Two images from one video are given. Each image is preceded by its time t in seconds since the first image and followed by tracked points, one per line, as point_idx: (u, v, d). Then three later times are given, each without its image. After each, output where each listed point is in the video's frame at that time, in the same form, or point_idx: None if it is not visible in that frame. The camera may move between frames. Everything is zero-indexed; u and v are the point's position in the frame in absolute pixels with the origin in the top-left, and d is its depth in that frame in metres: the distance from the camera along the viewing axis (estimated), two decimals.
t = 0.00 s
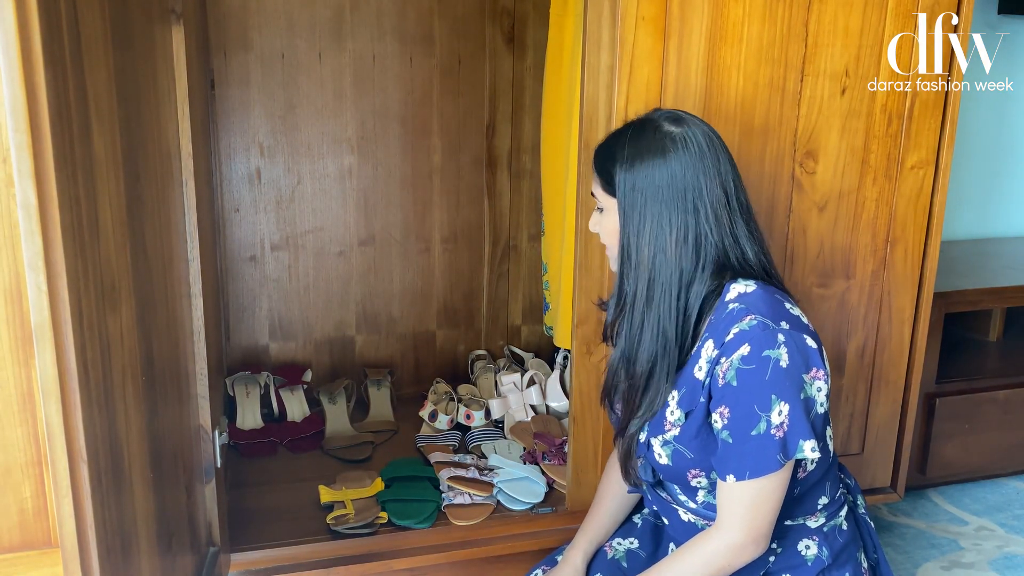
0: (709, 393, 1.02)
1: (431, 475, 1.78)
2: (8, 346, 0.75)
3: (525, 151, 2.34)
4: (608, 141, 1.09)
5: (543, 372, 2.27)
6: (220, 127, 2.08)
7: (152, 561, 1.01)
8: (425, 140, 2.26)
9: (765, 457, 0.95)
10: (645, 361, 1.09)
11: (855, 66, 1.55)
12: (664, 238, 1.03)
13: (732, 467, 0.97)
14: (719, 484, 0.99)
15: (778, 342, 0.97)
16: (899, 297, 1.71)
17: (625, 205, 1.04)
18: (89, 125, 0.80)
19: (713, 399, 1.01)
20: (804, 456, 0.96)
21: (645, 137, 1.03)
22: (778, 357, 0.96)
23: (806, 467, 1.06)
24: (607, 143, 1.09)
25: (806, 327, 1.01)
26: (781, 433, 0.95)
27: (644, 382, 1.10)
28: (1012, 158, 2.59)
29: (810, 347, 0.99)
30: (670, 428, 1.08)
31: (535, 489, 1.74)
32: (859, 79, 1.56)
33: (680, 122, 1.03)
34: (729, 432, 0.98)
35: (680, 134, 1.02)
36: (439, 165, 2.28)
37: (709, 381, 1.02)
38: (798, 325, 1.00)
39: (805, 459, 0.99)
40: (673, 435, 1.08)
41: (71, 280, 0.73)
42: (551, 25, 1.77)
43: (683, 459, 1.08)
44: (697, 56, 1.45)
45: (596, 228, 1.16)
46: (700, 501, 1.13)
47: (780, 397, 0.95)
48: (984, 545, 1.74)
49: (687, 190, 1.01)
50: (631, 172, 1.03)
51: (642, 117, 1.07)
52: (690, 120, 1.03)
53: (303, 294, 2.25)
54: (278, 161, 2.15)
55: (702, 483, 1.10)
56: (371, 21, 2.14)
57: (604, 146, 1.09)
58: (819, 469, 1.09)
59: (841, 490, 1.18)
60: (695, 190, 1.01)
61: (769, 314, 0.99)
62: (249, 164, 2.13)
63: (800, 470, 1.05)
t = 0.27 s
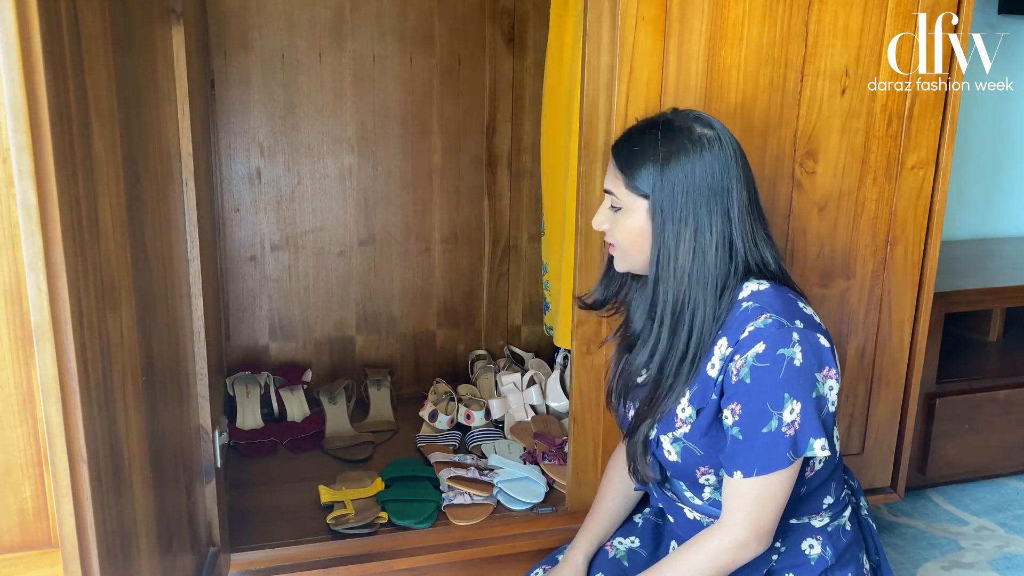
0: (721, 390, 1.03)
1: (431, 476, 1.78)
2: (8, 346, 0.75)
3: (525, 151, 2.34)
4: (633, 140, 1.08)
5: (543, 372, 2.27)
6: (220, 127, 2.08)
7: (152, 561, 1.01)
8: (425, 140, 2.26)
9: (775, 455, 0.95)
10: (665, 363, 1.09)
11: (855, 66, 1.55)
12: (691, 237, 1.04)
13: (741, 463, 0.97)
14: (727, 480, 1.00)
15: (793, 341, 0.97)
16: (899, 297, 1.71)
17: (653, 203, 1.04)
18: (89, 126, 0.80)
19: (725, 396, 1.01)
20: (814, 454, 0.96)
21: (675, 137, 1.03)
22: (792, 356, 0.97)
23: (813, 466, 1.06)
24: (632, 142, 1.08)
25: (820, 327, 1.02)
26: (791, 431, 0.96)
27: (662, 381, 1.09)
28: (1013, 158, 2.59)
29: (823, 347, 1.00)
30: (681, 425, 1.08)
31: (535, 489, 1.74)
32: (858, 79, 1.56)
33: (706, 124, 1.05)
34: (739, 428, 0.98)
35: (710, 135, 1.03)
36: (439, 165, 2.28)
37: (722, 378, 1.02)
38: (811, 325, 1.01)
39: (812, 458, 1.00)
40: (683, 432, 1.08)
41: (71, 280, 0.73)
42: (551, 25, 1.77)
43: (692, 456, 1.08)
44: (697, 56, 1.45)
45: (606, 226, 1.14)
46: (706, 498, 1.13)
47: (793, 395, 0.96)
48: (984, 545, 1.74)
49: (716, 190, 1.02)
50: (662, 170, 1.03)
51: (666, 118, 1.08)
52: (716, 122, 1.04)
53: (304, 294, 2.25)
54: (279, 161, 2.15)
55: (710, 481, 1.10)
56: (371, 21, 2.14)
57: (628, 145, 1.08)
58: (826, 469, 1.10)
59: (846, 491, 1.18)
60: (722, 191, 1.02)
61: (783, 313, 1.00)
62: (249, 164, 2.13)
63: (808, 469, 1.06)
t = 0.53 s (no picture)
0: (721, 382, 1.03)
1: (431, 476, 1.78)
2: (7, 346, 0.75)
3: (525, 151, 2.34)
4: (649, 131, 1.08)
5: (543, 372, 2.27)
6: (220, 127, 2.08)
7: (153, 561, 1.01)
8: (425, 140, 2.26)
9: (772, 448, 0.95)
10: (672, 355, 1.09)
11: (855, 66, 1.55)
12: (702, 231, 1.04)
13: (737, 456, 0.98)
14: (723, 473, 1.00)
15: (793, 334, 0.97)
16: (899, 297, 1.71)
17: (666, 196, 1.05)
18: (89, 126, 0.80)
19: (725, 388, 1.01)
20: (812, 449, 0.96)
21: (691, 130, 1.03)
22: (792, 349, 0.97)
23: (813, 464, 1.07)
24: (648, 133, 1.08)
25: (821, 323, 1.02)
26: (789, 425, 0.96)
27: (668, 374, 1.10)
28: (1013, 158, 2.59)
29: (824, 342, 1.00)
30: (680, 417, 1.08)
31: (535, 489, 1.74)
32: (859, 79, 1.56)
33: (723, 118, 1.05)
34: (737, 420, 0.98)
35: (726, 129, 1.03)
36: (439, 165, 2.29)
37: (722, 370, 1.03)
38: (813, 320, 1.01)
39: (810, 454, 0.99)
40: (681, 424, 1.08)
41: (71, 280, 0.73)
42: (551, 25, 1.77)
43: (690, 449, 1.08)
44: (697, 56, 1.45)
45: (618, 215, 1.14)
46: (706, 495, 1.13)
47: (791, 388, 0.96)
48: (984, 545, 1.74)
49: (728, 184, 1.02)
50: (676, 162, 1.03)
51: (683, 110, 1.08)
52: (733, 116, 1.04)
53: (304, 294, 2.25)
54: (279, 161, 2.15)
55: (708, 476, 1.10)
56: (371, 21, 2.14)
57: (643, 136, 1.09)
58: (826, 467, 1.10)
59: (847, 492, 1.18)
60: (735, 185, 1.03)
61: (785, 307, 1.00)
62: (249, 164, 2.13)
63: (807, 467, 1.06)
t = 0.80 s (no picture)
0: (725, 380, 1.03)
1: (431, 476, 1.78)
2: (8, 347, 0.75)
3: (525, 151, 2.34)
4: (647, 131, 1.08)
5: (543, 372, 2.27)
6: (220, 127, 2.08)
7: (153, 561, 1.01)
8: (425, 140, 2.26)
9: (776, 447, 0.95)
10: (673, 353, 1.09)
11: (855, 66, 1.55)
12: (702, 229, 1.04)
13: (741, 455, 0.98)
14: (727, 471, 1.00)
15: (800, 335, 0.97)
16: (899, 297, 1.71)
17: (666, 195, 1.04)
18: (89, 126, 0.80)
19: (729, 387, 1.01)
20: (816, 450, 0.96)
21: (690, 129, 1.03)
22: (799, 349, 0.97)
23: (814, 463, 1.07)
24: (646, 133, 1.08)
25: (827, 324, 1.02)
26: (795, 425, 0.96)
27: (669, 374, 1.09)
28: (1013, 158, 2.59)
29: (830, 343, 1.00)
30: (683, 415, 1.08)
31: (535, 489, 1.74)
32: (859, 79, 1.56)
33: (722, 117, 1.04)
34: (741, 419, 0.98)
35: (724, 127, 1.02)
36: (439, 165, 2.29)
37: (727, 368, 1.03)
38: (820, 321, 1.01)
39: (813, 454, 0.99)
40: (684, 422, 1.08)
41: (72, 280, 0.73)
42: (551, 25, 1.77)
43: (693, 447, 1.08)
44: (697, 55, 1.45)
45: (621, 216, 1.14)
46: (707, 494, 1.13)
47: (797, 388, 0.96)
48: (984, 545, 1.74)
49: (728, 183, 1.02)
50: (675, 161, 1.03)
51: (682, 109, 1.08)
52: (731, 115, 1.04)
53: (304, 294, 2.25)
54: (279, 161, 2.15)
55: (710, 474, 1.10)
56: (371, 21, 2.14)
57: (642, 136, 1.08)
58: (828, 466, 1.10)
59: (849, 493, 1.18)
60: (735, 184, 1.02)
61: (792, 307, 1.00)
62: (249, 164, 2.13)
63: (809, 466, 1.06)
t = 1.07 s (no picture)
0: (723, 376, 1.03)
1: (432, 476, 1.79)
2: (7, 346, 0.75)
3: (525, 151, 2.34)
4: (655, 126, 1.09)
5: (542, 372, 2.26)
6: (220, 128, 2.09)
7: (153, 560, 1.01)
8: (425, 141, 2.26)
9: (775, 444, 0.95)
10: (671, 348, 1.09)
11: (855, 66, 1.55)
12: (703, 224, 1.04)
13: (739, 451, 0.97)
14: (725, 468, 1.00)
15: (800, 332, 0.97)
16: (899, 297, 1.71)
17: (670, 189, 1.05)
18: (89, 125, 0.80)
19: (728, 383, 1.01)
20: (815, 447, 0.96)
21: (698, 125, 1.04)
22: (798, 346, 0.97)
23: (813, 461, 1.06)
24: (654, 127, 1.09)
25: (826, 321, 1.02)
26: (794, 422, 0.96)
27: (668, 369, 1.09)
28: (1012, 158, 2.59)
29: (829, 341, 1.00)
30: (681, 411, 1.08)
31: (535, 488, 1.74)
32: (859, 79, 1.56)
33: (730, 115, 1.05)
34: (740, 416, 0.98)
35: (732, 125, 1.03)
36: (439, 165, 2.29)
37: (726, 365, 1.03)
38: (820, 319, 1.01)
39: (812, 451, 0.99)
40: (682, 418, 1.08)
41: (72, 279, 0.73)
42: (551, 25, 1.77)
43: (691, 444, 1.08)
44: (697, 55, 1.45)
45: (624, 212, 1.15)
46: (706, 492, 1.13)
47: (796, 385, 0.96)
48: (984, 545, 1.74)
49: (732, 179, 1.02)
50: (680, 155, 1.04)
51: (690, 106, 1.09)
52: (739, 114, 1.04)
53: (304, 294, 2.25)
54: (279, 161, 2.15)
55: (707, 470, 1.10)
56: (371, 22, 2.14)
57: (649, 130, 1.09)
58: (828, 464, 1.10)
59: (848, 492, 1.18)
60: (738, 181, 1.03)
61: (792, 304, 1.00)
62: (249, 164, 2.13)
63: (807, 464, 1.06)
